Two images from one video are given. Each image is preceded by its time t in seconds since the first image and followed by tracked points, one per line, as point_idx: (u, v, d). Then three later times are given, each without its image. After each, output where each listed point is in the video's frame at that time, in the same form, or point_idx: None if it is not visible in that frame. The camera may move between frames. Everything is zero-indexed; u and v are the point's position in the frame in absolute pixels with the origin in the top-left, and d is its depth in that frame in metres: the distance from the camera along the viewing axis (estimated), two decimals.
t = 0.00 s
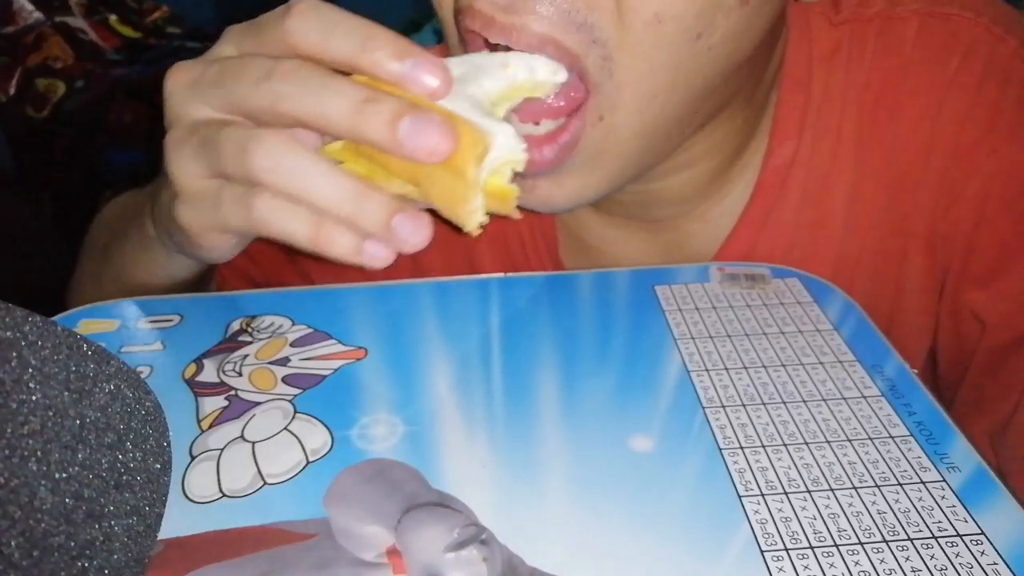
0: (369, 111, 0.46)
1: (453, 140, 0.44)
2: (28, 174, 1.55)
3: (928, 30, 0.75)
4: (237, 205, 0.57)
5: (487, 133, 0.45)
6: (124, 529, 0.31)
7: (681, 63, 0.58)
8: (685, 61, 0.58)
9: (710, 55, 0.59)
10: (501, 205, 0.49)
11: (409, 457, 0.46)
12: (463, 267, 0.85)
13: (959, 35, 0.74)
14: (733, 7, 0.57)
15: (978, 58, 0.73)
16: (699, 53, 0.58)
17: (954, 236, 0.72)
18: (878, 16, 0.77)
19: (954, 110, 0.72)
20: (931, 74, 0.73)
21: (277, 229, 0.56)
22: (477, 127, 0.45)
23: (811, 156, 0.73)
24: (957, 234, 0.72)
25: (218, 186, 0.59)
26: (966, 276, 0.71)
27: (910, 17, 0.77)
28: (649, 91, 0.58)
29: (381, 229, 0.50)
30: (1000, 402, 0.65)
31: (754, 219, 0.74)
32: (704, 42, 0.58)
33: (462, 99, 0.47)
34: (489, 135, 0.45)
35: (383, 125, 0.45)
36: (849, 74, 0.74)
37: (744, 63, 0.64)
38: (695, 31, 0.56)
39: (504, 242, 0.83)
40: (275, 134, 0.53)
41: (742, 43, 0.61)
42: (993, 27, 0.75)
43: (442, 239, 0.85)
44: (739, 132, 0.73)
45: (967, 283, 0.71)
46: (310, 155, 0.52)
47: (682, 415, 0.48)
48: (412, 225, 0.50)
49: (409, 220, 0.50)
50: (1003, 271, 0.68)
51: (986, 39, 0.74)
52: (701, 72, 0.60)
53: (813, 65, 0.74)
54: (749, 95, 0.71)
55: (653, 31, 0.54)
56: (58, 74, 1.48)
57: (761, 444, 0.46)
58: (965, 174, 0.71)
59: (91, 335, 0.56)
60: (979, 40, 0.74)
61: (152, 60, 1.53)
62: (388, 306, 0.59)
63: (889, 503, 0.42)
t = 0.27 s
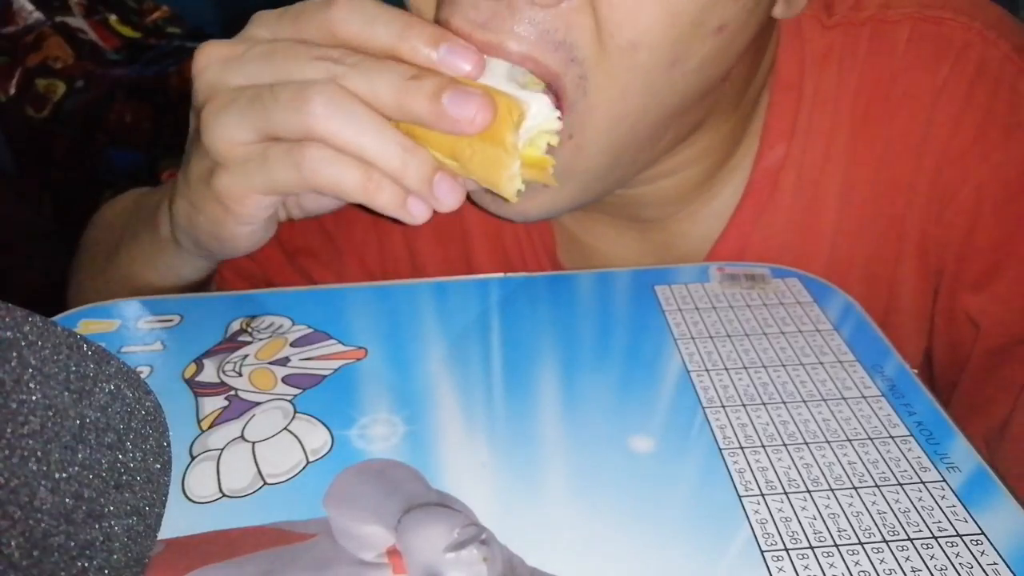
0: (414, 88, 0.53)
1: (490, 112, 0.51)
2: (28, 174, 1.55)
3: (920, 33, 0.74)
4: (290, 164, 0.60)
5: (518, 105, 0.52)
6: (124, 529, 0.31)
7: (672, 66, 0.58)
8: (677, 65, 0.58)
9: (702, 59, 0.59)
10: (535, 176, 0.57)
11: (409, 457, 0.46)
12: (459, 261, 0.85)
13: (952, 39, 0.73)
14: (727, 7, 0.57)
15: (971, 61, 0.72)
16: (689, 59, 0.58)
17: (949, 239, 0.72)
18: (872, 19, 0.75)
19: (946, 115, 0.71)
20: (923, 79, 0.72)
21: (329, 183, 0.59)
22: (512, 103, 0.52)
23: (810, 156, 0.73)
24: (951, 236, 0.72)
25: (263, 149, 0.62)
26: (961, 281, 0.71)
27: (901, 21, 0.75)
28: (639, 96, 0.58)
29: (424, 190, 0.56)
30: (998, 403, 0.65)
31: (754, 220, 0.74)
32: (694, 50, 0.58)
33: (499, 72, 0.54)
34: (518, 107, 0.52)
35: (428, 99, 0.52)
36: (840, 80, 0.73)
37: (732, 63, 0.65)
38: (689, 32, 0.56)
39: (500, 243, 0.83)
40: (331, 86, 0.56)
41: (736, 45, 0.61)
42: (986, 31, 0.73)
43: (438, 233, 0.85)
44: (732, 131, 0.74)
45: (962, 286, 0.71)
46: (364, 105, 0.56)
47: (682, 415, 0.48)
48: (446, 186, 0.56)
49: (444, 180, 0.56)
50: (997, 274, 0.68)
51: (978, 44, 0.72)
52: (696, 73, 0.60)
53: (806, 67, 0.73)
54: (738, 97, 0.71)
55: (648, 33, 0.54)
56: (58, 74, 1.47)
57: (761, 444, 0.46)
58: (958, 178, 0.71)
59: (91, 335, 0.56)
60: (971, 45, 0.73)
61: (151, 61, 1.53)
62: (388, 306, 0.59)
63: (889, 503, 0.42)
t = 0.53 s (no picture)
0: (414, 93, 0.53)
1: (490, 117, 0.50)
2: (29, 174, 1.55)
3: (918, 34, 0.73)
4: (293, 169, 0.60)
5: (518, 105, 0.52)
6: (124, 529, 0.31)
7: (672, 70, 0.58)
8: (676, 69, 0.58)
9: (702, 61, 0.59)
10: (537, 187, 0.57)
11: (409, 457, 0.46)
12: (457, 266, 0.85)
13: (951, 40, 0.73)
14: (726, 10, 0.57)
15: (970, 62, 0.72)
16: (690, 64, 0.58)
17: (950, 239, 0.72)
18: (870, 21, 0.75)
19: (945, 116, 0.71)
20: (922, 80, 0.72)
21: (333, 190, 0.59)
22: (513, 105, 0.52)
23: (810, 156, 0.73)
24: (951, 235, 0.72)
25: (265, 153, 0.61)
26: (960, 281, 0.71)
27: (901, 22, 0.74)
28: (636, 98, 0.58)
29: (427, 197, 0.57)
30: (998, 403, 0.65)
31: (753, 220, 0.74)
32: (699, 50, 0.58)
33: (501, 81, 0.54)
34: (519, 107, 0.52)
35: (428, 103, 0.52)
36: (838, 82, 0.73)
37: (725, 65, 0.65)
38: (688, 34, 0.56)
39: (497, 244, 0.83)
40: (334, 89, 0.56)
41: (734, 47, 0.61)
42: (985, 32, 0.73)
43: (437, 239, 0.85)
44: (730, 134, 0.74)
45: (962, 287, 0.71)
46: (367, 110, 0.56)
47: (682, 415, 0.48)
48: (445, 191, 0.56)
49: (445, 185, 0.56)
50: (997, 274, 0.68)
51: (976, 46, 0.72)
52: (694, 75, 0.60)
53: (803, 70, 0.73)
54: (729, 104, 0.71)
55: (645, 34, 0.54)
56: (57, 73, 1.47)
57: (761, 444, 0.46)
58: (958, 179, 0.71)
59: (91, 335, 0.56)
60: (969, 46, 0.72)
61: (151, 61, 1.52)
62: (388, 306, 0.59)
63: (889, 503, 0.42)
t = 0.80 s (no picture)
0: (387, 85, 0.53)
1: (465, 111, 0.51)
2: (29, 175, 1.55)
3: (915, 36, 0.73)
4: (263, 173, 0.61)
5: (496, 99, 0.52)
6: (124, 529, 0.31)
7: (667, 70, 0.58)
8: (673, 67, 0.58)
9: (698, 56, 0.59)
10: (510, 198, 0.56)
11: (409, 457, 0.46)
12: (453, 267, 0.85)
13: (947, 41, 0.73)
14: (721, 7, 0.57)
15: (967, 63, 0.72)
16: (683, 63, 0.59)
17: (947, 241, 0.72)
18: (866, 22, 0.75)
19: (943, 116, 0.71)
20: (920, 81, 0.72)
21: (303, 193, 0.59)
22: (492, 100, 0.52)
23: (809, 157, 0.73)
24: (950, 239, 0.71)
25: (236, 153, 0.62)
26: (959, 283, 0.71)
27: (897, 23, 0.74)
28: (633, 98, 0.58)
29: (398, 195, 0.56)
30: (997, 404, 0.65)
31: (753, 219, 0.74)
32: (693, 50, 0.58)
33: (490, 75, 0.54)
34: (495, 101, 0.52)
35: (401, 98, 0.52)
36: (835, 84, 0.73)
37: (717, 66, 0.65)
38: (686, 32, 0.56)
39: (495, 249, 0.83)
40: (303, 86, 0.56)
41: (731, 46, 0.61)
42: (981, 32, 0.73)
43: (434, 240, 0.85)
44: (722, 131, 0.75)
45: (960, 287, 0.71)
46: (341, 107, 0.56)
47: (683, 415, 0.48)
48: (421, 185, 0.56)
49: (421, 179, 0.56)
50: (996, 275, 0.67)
51: (973, 46, 0.72)
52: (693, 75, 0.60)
53: (800, 71, 0.73)
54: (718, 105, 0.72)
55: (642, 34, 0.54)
56: (57, 74, 1.47)
57: (761, 444, 0.46)
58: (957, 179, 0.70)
59: (90, 335, 0.56)
60: (966, 47, 0.72)
61: (151, 61, 1.51)
62: (388, 306, 0.59)
63: (889, 503, 0.42)
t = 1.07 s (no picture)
0: (326, 142, 0.43)
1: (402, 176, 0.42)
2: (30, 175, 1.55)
3: (913, 36, 0.74)
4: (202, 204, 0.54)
5: (433, 170, 0.43)
6: (124, 529, 0.31)
7: (665, 66, 0.58)
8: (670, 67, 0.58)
9: (697, 53, 0.59)
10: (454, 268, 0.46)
11: (409, 457, 0.46)
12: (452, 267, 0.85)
13: (946, 42, 0.73)
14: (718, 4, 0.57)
15: (966, 64, 0.72)
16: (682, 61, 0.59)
17: (947, 242, 0.72)
18: (865, 22, 0.75)
19: (942, 117, 0.71)
20: (919, 81, 0.72)
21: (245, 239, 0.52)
22: (424, 156, 0.44)
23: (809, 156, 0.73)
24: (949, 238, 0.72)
25: (193, 190, 0.55)
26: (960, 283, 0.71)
27: (895, 24, 0.75)
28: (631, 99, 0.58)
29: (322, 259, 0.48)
30: (998, 404, 0.65)
31: (754, 219, 0.74)
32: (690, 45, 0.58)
33: (432, 134, 0.45)
34: (422, 230, 0.43)
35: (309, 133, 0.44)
36: (835, 84, 0.73)
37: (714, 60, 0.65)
38: (683, 32, 0.57)
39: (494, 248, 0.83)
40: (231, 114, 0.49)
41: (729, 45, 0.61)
42: (980, 33, 0.73)
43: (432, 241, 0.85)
44: (723, 129, 0.74)
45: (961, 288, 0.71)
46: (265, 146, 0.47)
47: (683, 415, 0.48)
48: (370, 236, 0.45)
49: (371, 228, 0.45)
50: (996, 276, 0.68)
51: (972, 47, 0.72)
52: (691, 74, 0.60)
53: (800, 70, 0.73)
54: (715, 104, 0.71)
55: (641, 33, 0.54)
56: (57, 74, 1.48)
57: (761, 444, 0.46)
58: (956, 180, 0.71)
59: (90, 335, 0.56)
60: (965, 47, 0.72)
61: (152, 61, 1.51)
62: (388, 306, 0.59)
63: (889, 503, 0.42)
